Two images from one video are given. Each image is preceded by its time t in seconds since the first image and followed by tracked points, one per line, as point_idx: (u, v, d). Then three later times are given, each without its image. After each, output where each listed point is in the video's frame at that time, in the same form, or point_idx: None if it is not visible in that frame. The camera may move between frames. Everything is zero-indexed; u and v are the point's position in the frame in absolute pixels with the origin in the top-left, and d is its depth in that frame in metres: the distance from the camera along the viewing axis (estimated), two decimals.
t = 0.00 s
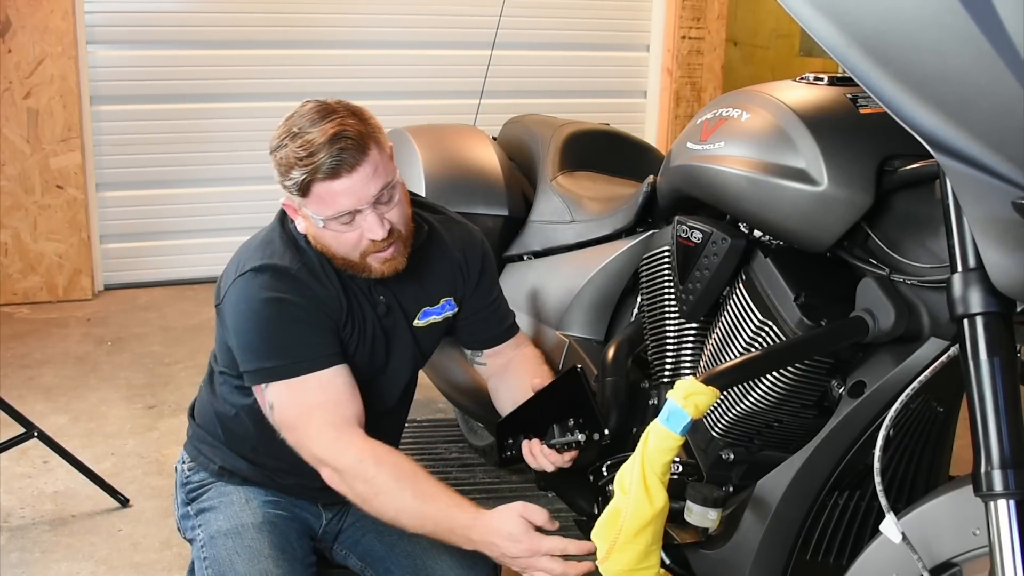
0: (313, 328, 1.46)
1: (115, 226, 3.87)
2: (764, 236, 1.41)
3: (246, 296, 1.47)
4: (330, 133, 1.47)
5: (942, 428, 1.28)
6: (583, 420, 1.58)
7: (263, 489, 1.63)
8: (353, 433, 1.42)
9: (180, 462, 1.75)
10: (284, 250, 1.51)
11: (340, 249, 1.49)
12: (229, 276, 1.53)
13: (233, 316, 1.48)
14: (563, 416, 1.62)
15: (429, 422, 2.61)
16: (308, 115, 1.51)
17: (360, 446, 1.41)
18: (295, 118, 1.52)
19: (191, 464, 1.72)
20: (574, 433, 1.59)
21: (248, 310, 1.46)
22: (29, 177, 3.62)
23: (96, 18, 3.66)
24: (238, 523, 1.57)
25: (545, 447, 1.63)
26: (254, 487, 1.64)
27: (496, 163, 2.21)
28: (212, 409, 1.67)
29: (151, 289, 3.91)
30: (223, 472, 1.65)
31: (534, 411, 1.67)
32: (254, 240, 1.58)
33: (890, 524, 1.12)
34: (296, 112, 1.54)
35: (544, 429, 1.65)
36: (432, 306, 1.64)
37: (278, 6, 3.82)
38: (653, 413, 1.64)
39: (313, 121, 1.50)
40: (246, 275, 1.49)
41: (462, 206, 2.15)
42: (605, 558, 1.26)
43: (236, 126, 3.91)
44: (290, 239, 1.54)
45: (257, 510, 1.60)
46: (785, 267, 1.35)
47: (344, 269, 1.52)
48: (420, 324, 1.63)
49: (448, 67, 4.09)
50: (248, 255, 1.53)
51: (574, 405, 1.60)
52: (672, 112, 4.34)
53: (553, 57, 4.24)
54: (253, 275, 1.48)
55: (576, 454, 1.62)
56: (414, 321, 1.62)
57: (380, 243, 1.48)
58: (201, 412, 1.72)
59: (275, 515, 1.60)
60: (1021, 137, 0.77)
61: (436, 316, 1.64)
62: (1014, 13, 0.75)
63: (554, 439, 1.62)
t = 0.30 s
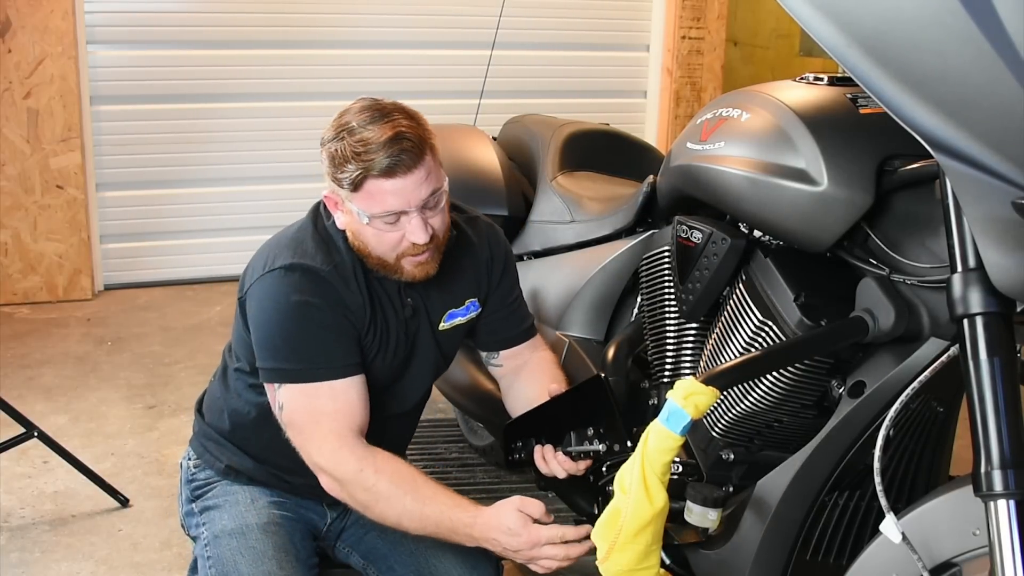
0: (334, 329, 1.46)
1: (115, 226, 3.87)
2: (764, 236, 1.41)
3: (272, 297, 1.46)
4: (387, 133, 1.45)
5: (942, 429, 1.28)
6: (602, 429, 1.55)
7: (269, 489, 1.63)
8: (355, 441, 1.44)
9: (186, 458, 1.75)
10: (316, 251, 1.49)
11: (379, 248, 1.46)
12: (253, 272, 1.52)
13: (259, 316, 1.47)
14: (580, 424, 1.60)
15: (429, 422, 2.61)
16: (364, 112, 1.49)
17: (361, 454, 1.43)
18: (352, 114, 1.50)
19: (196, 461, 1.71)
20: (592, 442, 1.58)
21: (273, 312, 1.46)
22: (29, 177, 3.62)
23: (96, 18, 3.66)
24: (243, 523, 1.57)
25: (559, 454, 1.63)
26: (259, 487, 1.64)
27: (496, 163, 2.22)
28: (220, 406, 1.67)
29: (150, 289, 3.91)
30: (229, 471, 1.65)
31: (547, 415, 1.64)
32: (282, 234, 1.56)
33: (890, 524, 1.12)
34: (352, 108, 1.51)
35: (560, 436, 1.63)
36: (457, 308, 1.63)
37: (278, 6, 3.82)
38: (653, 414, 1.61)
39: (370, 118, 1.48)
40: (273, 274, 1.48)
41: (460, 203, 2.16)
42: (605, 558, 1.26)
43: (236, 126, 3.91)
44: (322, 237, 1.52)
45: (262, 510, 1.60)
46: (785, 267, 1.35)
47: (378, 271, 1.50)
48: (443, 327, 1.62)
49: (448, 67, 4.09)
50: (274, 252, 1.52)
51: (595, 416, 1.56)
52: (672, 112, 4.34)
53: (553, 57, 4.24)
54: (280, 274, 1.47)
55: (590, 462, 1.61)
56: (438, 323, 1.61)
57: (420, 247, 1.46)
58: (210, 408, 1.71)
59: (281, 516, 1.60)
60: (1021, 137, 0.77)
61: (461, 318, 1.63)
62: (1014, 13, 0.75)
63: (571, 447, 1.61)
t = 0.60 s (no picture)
0: (333, 338, 1.46)
1: (115, 226, 3.87)
2: (764, 236, 1.41)
3: (274, 304, 1.46)
4: (396, 145, 1.44)
5: (942, 430, 1.28)
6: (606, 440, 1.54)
7: (268, 489, 1.63)
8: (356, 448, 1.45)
9: (185, 459, 1.75)
10: (316, 257, 1.49)
11: (369, 255, 1.46)
12: (254, 278, 1.52)
13: (260, 323, 1.47)
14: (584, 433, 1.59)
15: (429, 422, 2.61)
16: (380, 119, 1.48)
17: (362, 461, 1.44)
18: (368, 118, 1.49)
19: (195, 462, 1.71)
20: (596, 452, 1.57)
21: (274, 319, 1.45)
22: (29, 177, 3.62)
23: (96, 18, 3.66)
24: (242, 523, 1.57)
25: (563, 461, 1.63)
26: (258, 487, 1.64)
27: (496, 163, 2.22)
28: (220, 408, 1.67)
29: (150, 289, 3.91)
30: (229, 472, 1.65)
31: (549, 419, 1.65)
32: (283, 239, 1.56)
33: (890, 524, 1.12)
34: (371, 112, 1.50)
35: (563, 443, 1.63)
36: (458, 313, 1.63)
37: (279, 7, 3.82)
38: (653, 413, 1.62)
39: (383, 127, 1.47)
40: (273, 281, 1.47)
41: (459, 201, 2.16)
42: (605, 558, 1.26)
43: (236, 126, 3.91)
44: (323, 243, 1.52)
45: (262, 509, 1.59)
46: (784, 267, 1.35)
47: (367, 276, 1.49)
48: (445, 331, 1.62)
49: (448, 67, 4.09)
50: (274, 258, 1.51)
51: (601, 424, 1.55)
52: (672, 112, 4.34)
53: (553, 57, 4.24)
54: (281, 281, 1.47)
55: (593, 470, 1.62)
56: (440, 328, 1.61)
57: (410, 262, 1.45)
58: (208, 411, 1.71)
59: (280, 516, 1.60)
60: (1020, 137, 0.77)
61: (462, 322, 1.64)
62: (1014, 13, 0.75)
63: (575, 455, 1.60)
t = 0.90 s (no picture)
0: (325, 351, 1.45)
1: (115, 226, 3.87)
2: (764, 236, 1.41)
3: (263, 317, 1.44)
4: (410, 153, 1.43)
5: (941, 431, 1.28)
6: (612, 445, 1.56)
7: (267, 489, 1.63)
8: (313, 478, 1.43)
9: (184, 460, 1.74)
10: (311, 272, 1.47)
11: (374, 263, 1.44)
12: (253, 283, 1.50)
13: (249, 334, 1.45)
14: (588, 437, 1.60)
15: (429, 422, 2.61)
16: (394, 129, 1.48)
17: (317, 492, 1.42)
18: (381, 128, 1.49)
19: (194, 463, 1.71)
20: (601, 456, 1.58)
21: (260, 334, 1.43)
22: (29, 177, 3.62)
23: (96, 18, 3.66)
24: (241, 522, 1.57)
25: (564, 464, 1.63)
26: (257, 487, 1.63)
27: (496, 163, 2.22)
28: (219, 410, 1.66)
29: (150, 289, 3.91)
30: (229, 472, 1.64)
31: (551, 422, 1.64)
32: (282, 245, 1.54)
33: (890, 524, 1.12)
34: (385, 122, 1.51)
35: (563, 446, 1.63)
36: (460, 319, 1.63)
37: (279, 7, 3.82)
38: (653, 413, 1.63)
39: (397, 136, 1.47)
40: (266, 293, 1.45)
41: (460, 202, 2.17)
42: (605, 558, 1.27)
43: (236, 126, 3.91)
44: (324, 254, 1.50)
45: (261, 509, 1.59)
46: (785, 267, 1.35)
47: (371, 288, 1.48)
48: (446, 339, 1.62)
49: (448, 67, 4.09)
50: (270, 269, 1.49)
51: (605, 430, 1.57)
52: (672, 112, 4.34)
53: (553, 57, 4.24)
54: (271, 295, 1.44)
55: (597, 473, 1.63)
56: (441, 336, 1.61)
57: (414, 271, 1.44)
58: (206, 413, 1.71)
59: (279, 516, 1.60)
60: (1020, 137, 0.77)
61: (463, 329, 1.64)
62: (1013, 13, 0.75)
63: (577, 459, 1.61)
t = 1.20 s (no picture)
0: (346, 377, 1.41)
1: (115, 226, 3.87)
2: (764, 236, 1.41)
3: (282, 346, 1.40)
4: (434, 188, 1.38)
5: (941, 431, 1.28)
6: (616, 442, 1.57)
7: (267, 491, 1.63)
8: (337, 515, 1.36)
9: (184, 459, 1.74)
10: (328, 299, 1.43)
11: (394, 296, 1.41)
12: (265, 312, 1.45)
13: (268, 363, 1.41)
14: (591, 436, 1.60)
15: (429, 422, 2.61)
16: (414, 158, 1.42)
17: (340, 530, 1.35)
18: (401, 157, 1.43)
19: (194, 463, 1.71)
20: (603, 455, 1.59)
21: (279, 363, 1.39)
22: (29, 177, 3.62)
23: (96, 18, 3.66)
24: (241, 523, 1.57)
25: (566, 464, 1.63)
26: (257, 489, 1.63)
27: (496, 162, 2.22)
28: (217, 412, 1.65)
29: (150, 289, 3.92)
30: (228, 475, 1.64)
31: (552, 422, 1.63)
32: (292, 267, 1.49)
33: (890, 524, 1.12)
34: (404, 150, 1.45)
35: (565, 446, 1.63)
36: (471, 335, 1.60)
37: (279, 7, 3.83)
38: (653, 414, 1.63)
39: (418, 167, 1.41)
40: (283, 321, 1.41)
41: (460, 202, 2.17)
42: (605, 558, 1.27)
43: (236, 126, 3.91)
44: (338, 279, 1.46)
45: (260, 510, 1.59)
46: (785, 268, 1.35)
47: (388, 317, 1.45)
48: (458, 356, 1.59)
49: (448, 67, 4.09)
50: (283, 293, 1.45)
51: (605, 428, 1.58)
52: (672, 112, 4.34)
53: (554, 57, 4.24)
54: (288, 325, 1.40)
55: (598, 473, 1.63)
56: (453, 353, 1.58)
57: (435, 306, 1.41)
58: (205, 415, 1.69)
59: (279, 517, 1.60)
60: (1020, 137, 0.77)
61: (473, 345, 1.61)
62: (1014, 12, 0.74)
63: (580, 459, 1.61)
